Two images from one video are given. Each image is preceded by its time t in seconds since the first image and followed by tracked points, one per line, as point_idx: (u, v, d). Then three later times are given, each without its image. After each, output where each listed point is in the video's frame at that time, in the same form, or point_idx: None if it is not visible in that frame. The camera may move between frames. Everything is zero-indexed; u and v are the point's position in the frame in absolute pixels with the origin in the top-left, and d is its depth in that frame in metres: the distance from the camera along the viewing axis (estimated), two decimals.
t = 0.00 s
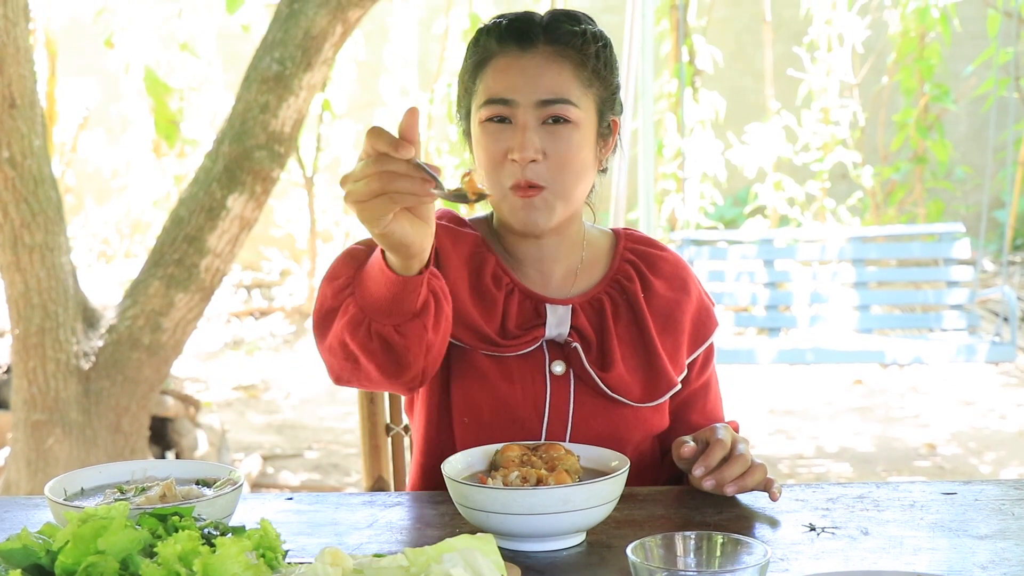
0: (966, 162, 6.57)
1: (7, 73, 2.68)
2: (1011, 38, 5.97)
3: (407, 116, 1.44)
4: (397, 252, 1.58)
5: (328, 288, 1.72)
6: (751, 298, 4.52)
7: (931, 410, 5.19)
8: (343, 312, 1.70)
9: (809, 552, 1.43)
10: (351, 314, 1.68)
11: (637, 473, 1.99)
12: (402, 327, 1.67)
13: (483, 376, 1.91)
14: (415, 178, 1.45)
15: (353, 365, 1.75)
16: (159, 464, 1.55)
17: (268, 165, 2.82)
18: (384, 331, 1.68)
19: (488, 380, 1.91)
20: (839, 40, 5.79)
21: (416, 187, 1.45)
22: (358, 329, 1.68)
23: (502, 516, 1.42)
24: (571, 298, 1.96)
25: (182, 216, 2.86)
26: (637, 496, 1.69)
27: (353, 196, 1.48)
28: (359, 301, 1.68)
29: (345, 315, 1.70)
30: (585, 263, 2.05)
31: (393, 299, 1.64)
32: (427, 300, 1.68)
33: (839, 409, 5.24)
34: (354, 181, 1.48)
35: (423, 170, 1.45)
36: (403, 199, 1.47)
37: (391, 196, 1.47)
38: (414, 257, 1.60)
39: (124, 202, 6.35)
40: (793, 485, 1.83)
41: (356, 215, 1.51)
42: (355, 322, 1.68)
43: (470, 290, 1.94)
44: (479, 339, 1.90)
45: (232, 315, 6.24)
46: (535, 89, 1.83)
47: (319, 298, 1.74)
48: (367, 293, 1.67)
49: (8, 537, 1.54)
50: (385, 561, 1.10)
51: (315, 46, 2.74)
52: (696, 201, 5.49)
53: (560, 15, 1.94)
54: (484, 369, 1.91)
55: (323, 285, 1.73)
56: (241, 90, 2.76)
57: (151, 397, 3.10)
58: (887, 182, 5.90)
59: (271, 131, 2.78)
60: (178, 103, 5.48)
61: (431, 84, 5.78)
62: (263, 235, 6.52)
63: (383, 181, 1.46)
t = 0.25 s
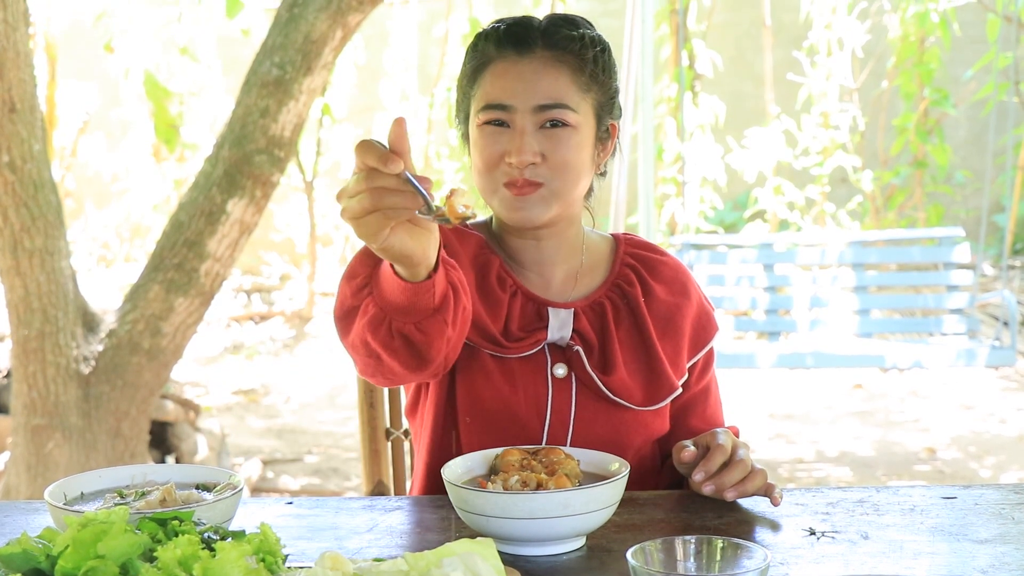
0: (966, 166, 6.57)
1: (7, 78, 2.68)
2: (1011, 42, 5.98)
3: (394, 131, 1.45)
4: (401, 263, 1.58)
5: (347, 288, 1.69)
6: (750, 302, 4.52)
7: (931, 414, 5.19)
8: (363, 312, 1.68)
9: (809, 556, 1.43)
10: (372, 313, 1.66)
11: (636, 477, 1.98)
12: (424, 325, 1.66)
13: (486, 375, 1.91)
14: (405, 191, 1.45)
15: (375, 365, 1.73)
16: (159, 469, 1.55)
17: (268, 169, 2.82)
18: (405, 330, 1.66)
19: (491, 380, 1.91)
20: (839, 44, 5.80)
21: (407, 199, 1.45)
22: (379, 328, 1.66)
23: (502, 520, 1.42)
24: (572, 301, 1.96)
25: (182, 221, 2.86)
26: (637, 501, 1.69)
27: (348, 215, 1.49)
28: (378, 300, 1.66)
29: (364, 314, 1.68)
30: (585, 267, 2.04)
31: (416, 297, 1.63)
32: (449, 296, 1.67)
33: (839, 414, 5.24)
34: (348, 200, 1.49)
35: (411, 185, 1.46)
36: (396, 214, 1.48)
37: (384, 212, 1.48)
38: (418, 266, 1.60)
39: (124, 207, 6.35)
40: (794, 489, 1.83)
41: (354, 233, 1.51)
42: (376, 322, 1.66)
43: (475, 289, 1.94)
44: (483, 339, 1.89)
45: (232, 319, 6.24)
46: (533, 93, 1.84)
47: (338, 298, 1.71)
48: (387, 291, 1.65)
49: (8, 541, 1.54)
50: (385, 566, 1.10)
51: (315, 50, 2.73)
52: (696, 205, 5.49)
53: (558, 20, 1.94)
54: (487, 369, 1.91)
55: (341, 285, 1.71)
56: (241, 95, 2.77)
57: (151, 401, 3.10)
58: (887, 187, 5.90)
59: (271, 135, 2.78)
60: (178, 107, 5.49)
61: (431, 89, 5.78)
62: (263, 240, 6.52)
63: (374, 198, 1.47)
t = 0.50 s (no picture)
0: (966, 169, 6.58)
1: (7, 81, 2.69)
2: (1011, 45, 5.98)
3: (398, 135, 1.43)
4: (405, 266, 1.58)
5: (351, 290, 1.71)
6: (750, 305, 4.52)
7: (930, 417, 5.19)
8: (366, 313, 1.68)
9: (809, 559, 1.43)
10: (375, 315, 1.66)
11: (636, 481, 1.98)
12: (427, 327, 1.65)
13: (487, 377, 1.91)
14: (408, 198, 1.44)
15: (380, 367, 1.72)
16: (159, 472, 1.54)
17: (268, 172, 2.82)
18: (408, 332, 1.66)
19: (492, 382, 1.90)
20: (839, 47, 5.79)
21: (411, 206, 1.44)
22: (382, 330, 1.66)
23: (502, 523, 1.42)
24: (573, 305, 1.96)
25: (182, 224, 2.86)
26: (637, 503, 1.69)
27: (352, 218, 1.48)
28: (381, 302, 1.66)
29: (368, 316, 1.68)
30: (585, 270, 2.05)
31: (417, 298, 1.63)
32: (451, 298, 1.66)
33: (839, 416, 5.24)
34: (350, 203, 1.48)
35: (415, 189, 1.44)
36: (400, 219, 1.47)
37: (388, 217, 1.47)
38: (423, 268, 1.60)
39: (123, 210, 6.36)
40: (795, 492, 1.83)
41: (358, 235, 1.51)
42: (378, 323, 1.66)
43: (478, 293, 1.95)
44: (484, 342, 1.89)
45: (232, 322, 6.24)
46: (534, 96, 1.84)
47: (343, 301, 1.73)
48: (389, 293, 1.65)
49: (8, 545, 1.54)
50: (384, 569, 1.10)
51: (314, 53, 2.73)
52: (696, 208, 5.49)
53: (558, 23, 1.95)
54: (488, 370, 1.91)
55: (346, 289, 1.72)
56: (241, 97, 2.77)
57: (151, 404, 3.10)
58: (887, 190, 5.90)
59: (271, 138, 2.78)
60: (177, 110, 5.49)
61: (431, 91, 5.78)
62: (263, 243, 6.53)
63: (378, 204, 1.46)
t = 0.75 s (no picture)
0: (966, 173, 6.58)
1: (7, 84, 2.69)
2: (1011, 48, 5.98)
3: (399, 144, 1.42)
4: (406, 274, 1.59)
5: (351, 297, 1.71)
6: (750, 309, 4.53)
7: (931, 420, 5.19)
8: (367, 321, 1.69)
9: (809, 562, 1.43)
10: (375, 324, 1.66)
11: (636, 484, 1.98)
12: (428, 334, 1.65)
13: (489, 381, 1.91)
14: (408, 210, 1.43)
15: (380, 374, 1.73)
16: (159, 474, 1.54)
17: (268, 175, 2.83)
18: (409, 339, 1.66)
19: (493, 387, 1.90)
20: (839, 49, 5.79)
21: (410, 218, 1.44)
22: (383, 339, 1.66)
23: (501, 526, 1.42)
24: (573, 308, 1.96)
25: (182, 227, 2.86)
26: (637, 506, 1.69)
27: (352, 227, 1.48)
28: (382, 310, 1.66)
29: (369, 323, 1.68)
30: (585, 272, 2.05)
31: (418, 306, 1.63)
32: (452, 306, 1.66)
33: (839, 420, 5.24)
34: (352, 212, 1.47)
35: (415, 198, 1.43)
36: (400, 229, 1.46)
37: (389, 226, 1.46)
38: (423, 277, 1.60)
39: (124, 213, 6.36)
40: (795, 495, 1.83)
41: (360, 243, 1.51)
42: (379, 331, 1.66)
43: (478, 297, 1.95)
44: (484, 346, 1.90)
45: (232, 326, 6.24)
46: (534, 100, 1.84)
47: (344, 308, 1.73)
48: (390, 301, 1.65)
49: (8, 548, 1.54)
50: (385, 572, 1.10)
51: (315, 56, 2.73)
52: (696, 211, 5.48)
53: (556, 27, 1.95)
54: (489, 374, 1.91)
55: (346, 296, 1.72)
56: (241, 101, 2.77)
57: (151, 408, 3.09)
58: (887, 193, 5.90)
59: (272, 142, 2.78)
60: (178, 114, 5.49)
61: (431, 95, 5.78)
62: (263, 246, 6.54)
63: (379, 213, 1.45)
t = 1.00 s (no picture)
0: (966, 174, 6.59)
1: (7, 85, 2.69)
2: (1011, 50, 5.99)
3: (393, 169, 1.38)
4: (401, 297, 1.59)
5: (345, 318, 1.71)
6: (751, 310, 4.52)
7: (931, 421, 5.19)
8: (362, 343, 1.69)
9: (809, 563, 1.43)
10: (370, 344, 1.67)
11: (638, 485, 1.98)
12: (423, 356, 1.66)
13: (488, 388, 1.91)
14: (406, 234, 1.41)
15: (373, 394, 1.74)
16: (159, 476, 1.54)
17: (268, 176, 2.83)
18: (404, 360, 1.67)
19: (493, 393, 1.91)
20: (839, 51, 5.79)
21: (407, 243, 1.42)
22: (378, 360, 1.67)
23: (502, 527, 1.42)
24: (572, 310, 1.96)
25: (182, 228, 2.86)
26: (638, 508, 1.69)
27: (349, 249, 1.46)
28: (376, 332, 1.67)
29: (363, 345, 1.68)
30: (585, 274, 2.05)
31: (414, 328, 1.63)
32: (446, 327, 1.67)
33: (839, 421, 5.24)
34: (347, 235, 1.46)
35: (412, 224, 1.42)
36: (397, 252, 1.45)
37: (385, 250, 1.45)
38: (417, 300, 1.60)
39: (124, 214, 6.36)
40: (795, 496, 1.83)
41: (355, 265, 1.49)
42: (374, 351, 1.67)
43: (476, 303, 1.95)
44: (484, 351, 1.90)
45: (232, 327, 6.24)
46: (533, 104, 1.84)
47: (336, 330, 1.72)
48: (385, 323, 1.66)
49: (8, 549, 1.54)
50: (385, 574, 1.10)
51: (315, 57, 2.73)
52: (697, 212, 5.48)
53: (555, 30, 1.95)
54: (488, 381, 1.91)
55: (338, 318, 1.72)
56: (241, 102, 2.77)
57: (151, 409, 3.09)
58: (887, 195, 5.90)
59: (271, 143, 2.78)
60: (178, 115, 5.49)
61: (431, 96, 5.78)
62: (264, 248, 6.54)
63: (375, 238, 1.43)
